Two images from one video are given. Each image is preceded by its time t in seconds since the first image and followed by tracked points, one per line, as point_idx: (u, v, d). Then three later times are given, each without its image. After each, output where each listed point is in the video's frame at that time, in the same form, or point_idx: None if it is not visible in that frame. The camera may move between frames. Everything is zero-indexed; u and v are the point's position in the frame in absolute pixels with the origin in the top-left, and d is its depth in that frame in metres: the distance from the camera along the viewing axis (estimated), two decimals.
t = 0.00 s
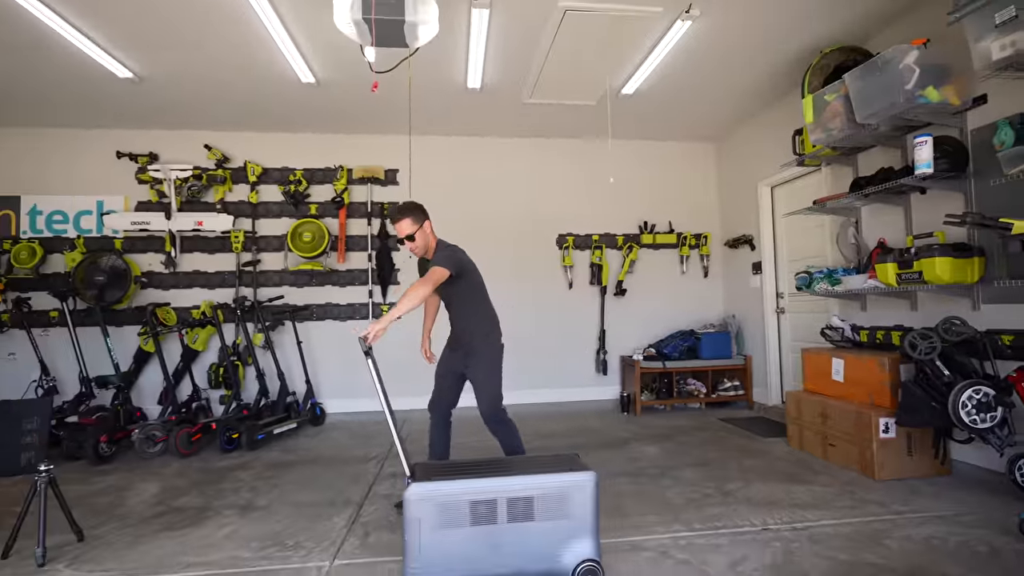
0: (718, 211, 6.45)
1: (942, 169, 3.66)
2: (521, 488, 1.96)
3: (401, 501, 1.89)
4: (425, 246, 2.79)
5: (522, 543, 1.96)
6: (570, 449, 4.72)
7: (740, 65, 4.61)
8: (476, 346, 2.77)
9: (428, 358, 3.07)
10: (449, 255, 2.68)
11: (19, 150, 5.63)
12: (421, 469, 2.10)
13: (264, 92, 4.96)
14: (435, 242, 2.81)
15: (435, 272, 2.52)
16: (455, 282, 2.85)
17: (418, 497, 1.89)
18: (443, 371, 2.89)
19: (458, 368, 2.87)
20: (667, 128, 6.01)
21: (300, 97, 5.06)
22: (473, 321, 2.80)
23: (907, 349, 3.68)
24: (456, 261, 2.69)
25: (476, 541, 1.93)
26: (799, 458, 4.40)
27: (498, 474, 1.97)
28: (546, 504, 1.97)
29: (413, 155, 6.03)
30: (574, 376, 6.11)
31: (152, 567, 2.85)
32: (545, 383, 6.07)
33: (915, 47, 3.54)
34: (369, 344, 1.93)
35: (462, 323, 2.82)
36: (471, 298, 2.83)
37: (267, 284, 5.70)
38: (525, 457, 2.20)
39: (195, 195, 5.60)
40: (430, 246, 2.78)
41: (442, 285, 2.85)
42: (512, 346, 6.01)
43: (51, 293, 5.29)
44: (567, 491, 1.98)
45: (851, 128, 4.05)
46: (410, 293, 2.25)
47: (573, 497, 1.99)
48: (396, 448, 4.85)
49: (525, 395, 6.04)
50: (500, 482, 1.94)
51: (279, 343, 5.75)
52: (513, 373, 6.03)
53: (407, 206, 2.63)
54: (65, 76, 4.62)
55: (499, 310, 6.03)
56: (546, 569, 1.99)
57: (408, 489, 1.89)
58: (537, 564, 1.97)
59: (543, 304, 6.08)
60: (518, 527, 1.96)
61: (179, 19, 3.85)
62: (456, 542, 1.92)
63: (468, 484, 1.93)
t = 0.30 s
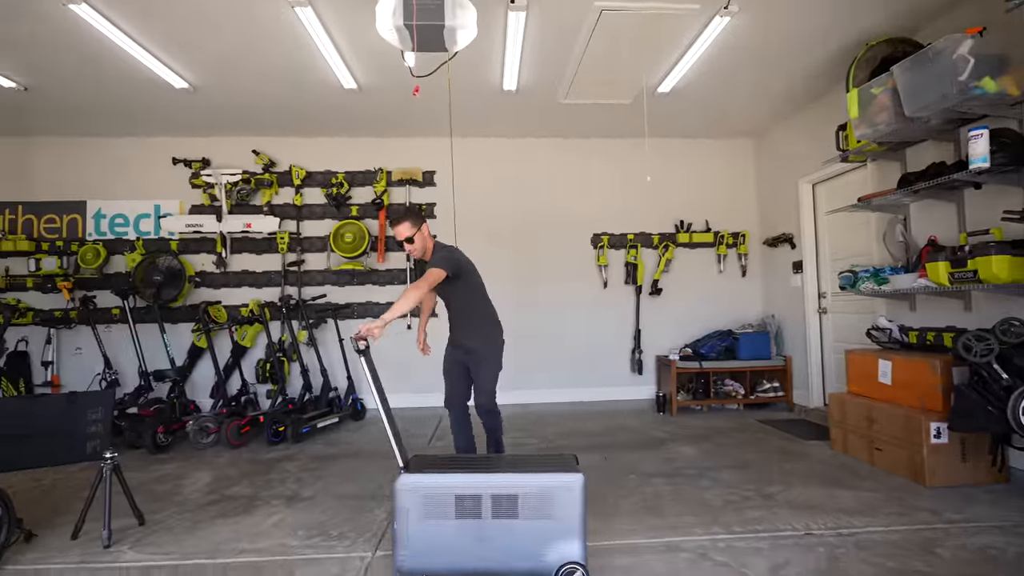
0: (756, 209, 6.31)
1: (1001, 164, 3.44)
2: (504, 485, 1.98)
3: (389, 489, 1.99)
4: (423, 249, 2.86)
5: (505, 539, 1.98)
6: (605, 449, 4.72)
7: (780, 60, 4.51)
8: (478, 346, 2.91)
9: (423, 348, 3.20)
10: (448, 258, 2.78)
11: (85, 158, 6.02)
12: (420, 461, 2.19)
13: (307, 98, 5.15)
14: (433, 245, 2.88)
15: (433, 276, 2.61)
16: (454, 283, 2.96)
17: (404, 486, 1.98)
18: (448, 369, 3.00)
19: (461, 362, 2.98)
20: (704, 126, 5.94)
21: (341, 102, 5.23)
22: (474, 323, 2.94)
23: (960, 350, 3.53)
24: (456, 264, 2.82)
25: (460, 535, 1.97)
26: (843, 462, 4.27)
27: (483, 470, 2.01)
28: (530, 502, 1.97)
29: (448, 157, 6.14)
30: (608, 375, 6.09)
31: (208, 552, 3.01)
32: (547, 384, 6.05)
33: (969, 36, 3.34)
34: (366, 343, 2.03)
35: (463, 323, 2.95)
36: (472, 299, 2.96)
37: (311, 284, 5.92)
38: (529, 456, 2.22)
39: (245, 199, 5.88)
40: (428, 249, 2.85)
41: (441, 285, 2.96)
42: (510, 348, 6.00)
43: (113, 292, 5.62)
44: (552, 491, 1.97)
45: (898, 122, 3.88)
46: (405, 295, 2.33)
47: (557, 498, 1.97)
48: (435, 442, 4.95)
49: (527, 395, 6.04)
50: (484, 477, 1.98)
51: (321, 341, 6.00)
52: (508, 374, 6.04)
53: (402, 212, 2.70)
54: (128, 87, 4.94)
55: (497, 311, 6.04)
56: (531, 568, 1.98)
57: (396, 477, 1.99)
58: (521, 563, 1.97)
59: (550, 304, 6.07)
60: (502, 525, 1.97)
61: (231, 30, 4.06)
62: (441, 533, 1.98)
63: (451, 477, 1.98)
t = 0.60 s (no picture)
0: (808, 204, 6.07)
1: None
2: (499, 479, 2.07)
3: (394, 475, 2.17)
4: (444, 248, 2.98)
5: (500, 532, 2.06)
6: (650, 450, 4.66)
7: (834, 47, 4.32)
8: (494, 341, 3.01)
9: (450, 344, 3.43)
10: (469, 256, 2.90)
11: (149, 166, 6.37)
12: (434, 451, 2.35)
13: (353, 103, 5.29)
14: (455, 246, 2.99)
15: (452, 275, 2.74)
16: (470, 281, 3.05)
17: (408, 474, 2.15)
18: (453, 360, 3.03)
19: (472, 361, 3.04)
20: (752, 119, 5.76)
21: (385, 105, 5.34)
22: (490, 319, 3.04)
23: None
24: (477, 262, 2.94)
25: (457, 524, 2.09)
26: (905, 467, 4.06)
27: (482, 464, 2.12)
28: (525, 499, 2.05)
29: (490, 157, 6.17)
30: (651, 374, 6.00)
31: (266, 540, 3.15)
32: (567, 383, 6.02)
33: None
34: (382, 336, 2.25)
35: (479, 318, 3.03)
36: (488, 296, 3.05)
37: (358, 283, 6.08)
38: (542, 455, 2.31)
39: (295, 202, 6.10)
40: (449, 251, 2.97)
41: (458, 282, 3.04)
42: (522, 345, 5.97)
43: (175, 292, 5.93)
44: (547, 489, 2.04)
45: (967, 109, 3.61)
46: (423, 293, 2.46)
47: (551, 495, 2.03)
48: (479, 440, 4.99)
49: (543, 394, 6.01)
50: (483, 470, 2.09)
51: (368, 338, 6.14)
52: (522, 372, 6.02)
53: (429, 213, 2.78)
54: (188, 99, 5.21)
55: (527, 310, 6.04)
56: (526, 563, 2.05)
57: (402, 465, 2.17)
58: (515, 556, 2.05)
59: (577, 302, 6.03)
60: (496, 518, 2.06)
61: (282, 39, 4.22)
62: (440, 521, 2.12)
63: (451, 469, 2.12)
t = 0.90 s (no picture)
0: (849, 195, 5.88)
1: None
2: (488, 468, 2.38)
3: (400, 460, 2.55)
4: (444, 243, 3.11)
5: (487, 514, 2.40)
6: (684, 446, 4.61)
7: (875, 32, 4.17)
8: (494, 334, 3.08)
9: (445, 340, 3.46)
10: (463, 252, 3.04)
11: (191, 167, 6.60)
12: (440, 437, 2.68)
13: (385, 103, 5.37)
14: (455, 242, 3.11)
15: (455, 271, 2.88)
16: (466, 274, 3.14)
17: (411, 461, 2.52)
18: (455, 358, 3.09)
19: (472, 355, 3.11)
20: (788, 109, 5.61)
21: (416, 104, 5.39)
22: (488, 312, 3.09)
23: None
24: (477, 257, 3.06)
25: (452, 503, 2.46)
26: (952, 467, 3.91)
27: (478, 454, 2.44)
28: (510, 486, 2.34)
29: (520, 153, 6.18)
30: (683, 370, 5.92)
31: (306, 528, 3.25)
32: (594, 378, 5.99)
33: None
34: (390, 332, 2.48)
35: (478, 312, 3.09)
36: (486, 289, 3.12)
37: (390, 280, 6.18)
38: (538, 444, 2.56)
39: (329, 200, 6.22)
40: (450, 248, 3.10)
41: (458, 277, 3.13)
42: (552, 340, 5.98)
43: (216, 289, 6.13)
44: (528, 479, 2.31)
45: (1021, 91, 3.45)
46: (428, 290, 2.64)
47: (534, 486, 2.30)
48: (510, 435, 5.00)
49: (569, 390, 6.00)
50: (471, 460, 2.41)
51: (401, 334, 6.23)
52: (545, 369, 6.02)
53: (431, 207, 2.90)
54: (227, 102, 5.37)
55: (557, 305, 6.03)
56: (510, 543, 2.38)
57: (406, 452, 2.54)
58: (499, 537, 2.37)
59: (603, 298, 5.99)
60: (485, 501, 2.39)
61: (317, 42, 4.32)
62: (440, 501, 2.49)
63: (449, 457, 2.46)
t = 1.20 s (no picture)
0: (881, 184, 5.72)
1: None
2: (476, 453, 2.71)
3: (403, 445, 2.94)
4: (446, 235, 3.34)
5: (477, 495, 2.73)
6: (710, 441, 4.57)
7: (910, 16, 4.04)
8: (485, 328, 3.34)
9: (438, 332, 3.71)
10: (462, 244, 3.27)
11: (220, 166, 6.74)
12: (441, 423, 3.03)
13: (408, 98, 5.41)
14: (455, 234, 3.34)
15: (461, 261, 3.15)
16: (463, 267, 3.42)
17: (412, 446, 2.90)
18: (454, 351, 3.38)
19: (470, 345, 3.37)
20: (817, 97, 5.47)
21: (439, 99, 5.41)
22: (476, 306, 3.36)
23: None
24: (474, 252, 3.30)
25: (447, 483, 2.82)
26: (991, 464, 3.79)
27: (469, 440, 2.77)
28: (494, 471, 2.67)
29: (542, 147, 6.16)
30: (708, 364, 5.85)
31: (335, 518, 3.32)
32: (619, 372, 5.96)
33: None
34: (400, 325, 2.82)
35: (466, 307, 3.37)
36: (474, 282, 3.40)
37: (414, 275, 6.26)
38: (531, 435, 2.83)
39: (354, 197, 6.30)
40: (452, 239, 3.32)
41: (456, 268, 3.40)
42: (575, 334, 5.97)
43: (245, 285, 6.27)
44: (509, 465, 2.61)
45: None
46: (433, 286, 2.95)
47: (514, 471, 2.60)
48: (534, 428, 5.02)
49: (594, 383, 5.97)
50: (459, 447, 2.75)
51: (424, 328, 6.28)
52: (568, 364, 6.02)
53: (434, 199, 3.07)
54: (254, 101, 5.47)
55: (580, 299, 6.01)
56: (496, 521, 2.69)
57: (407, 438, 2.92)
58: (486, 516, 2.70)
59: (625, 292, 5.96)
60: (474, 482, 2.73)
61: (341, 39, 4.37)
62: (437, 481, 2.87)
63: (444, 442, 2.82)
